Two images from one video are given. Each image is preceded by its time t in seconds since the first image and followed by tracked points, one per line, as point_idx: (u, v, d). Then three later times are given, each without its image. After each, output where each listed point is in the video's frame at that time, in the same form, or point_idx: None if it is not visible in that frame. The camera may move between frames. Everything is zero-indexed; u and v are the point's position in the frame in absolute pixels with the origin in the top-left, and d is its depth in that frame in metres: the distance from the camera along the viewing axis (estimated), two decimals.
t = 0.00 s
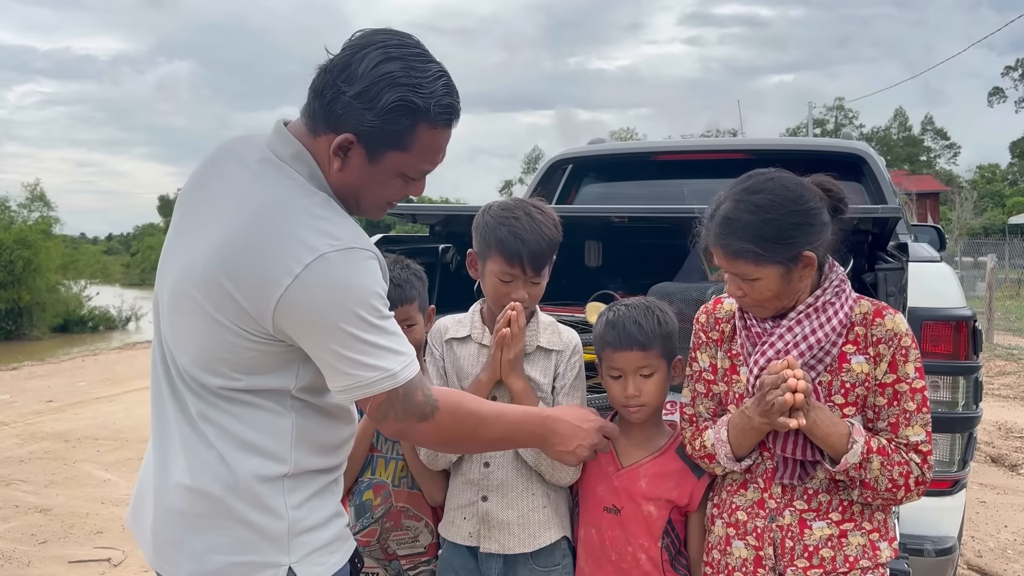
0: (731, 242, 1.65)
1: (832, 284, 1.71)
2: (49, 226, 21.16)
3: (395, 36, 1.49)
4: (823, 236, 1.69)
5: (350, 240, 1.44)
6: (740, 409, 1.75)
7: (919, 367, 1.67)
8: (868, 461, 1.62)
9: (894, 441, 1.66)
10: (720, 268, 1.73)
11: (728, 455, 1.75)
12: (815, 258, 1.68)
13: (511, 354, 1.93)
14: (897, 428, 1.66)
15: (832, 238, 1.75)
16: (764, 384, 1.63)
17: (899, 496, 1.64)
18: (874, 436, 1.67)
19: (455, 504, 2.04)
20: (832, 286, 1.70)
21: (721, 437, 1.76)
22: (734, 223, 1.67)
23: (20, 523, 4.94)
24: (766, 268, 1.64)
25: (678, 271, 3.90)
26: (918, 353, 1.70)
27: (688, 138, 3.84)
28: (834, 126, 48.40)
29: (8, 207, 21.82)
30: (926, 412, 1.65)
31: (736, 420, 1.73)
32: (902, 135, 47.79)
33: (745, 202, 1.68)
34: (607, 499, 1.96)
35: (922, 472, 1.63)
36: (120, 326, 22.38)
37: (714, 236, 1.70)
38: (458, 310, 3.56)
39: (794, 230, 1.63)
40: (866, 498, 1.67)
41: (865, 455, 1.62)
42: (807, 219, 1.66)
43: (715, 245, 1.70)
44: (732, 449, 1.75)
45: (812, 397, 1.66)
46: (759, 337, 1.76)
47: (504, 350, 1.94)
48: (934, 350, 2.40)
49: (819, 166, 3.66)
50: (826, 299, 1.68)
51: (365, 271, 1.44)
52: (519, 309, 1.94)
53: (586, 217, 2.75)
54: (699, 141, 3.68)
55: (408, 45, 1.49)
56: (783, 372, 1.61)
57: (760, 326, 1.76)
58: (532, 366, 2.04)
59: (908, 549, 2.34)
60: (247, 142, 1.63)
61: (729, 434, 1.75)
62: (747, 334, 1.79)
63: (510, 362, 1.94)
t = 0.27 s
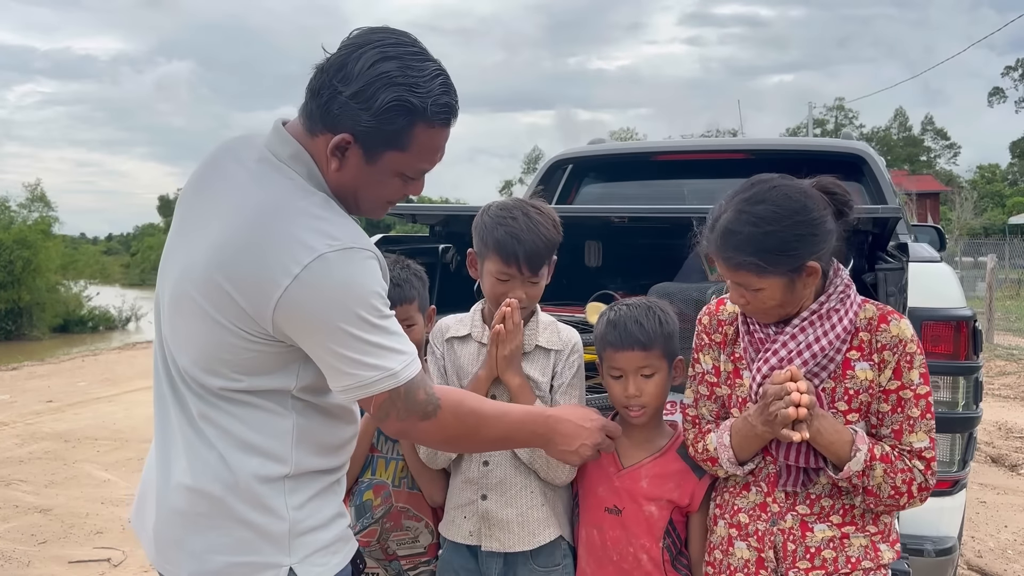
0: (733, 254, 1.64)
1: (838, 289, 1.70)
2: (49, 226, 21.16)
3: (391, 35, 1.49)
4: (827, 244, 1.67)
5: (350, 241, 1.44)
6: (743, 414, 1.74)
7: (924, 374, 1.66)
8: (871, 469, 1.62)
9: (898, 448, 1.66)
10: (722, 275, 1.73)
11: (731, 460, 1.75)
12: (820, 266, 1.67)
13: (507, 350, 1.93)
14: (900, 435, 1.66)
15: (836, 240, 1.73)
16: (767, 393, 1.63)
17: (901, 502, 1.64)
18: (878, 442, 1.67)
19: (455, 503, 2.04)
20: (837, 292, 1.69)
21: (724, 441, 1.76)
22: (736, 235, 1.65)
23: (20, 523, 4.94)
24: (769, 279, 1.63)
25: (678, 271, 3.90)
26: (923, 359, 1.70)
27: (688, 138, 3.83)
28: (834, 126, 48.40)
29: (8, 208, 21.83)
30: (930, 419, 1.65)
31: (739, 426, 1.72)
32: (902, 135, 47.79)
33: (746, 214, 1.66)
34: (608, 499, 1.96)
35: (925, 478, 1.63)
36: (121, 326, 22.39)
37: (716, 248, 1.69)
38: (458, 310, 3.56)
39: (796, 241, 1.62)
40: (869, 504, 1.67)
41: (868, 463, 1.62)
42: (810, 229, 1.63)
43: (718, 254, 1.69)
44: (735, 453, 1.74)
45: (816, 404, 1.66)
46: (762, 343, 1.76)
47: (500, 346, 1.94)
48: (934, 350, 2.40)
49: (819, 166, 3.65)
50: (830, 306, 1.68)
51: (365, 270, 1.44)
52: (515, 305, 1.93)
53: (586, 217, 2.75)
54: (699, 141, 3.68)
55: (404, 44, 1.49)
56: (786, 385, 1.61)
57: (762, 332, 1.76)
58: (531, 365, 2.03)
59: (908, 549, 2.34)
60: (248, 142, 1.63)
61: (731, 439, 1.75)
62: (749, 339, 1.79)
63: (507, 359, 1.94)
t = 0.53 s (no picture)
0: (735, 261, 1.64)
1: (840, 293, 1.69)
2: (49, 225, 21.17)
3: (384, 32, 1.49)
4: (829, 249, 1.67)
5: (347, 238, 1.44)
6: (744, 417, 1.74)
7: (927, 378, 1.67)
8: (872, 473, 1.62)
9: (898, 452, 1.66)
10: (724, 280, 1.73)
11: (731, 462, 1.74)
12: (823, 270, 1.67)
13: (507, 350, 1.93)
14: (902, 439, 1.66)
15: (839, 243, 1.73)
16: (767, 399, 1.63)
17: (902, 507, 1.64)
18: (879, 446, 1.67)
19: (455, 502, 2.04)
20: (840, 297, 1.69)
21: (725, 443, 1.76)
22: (738, 242, 1.65)
23: (20, 523, 4.94)
24: (772, 284, 1.63)
25: (678, 271, 3.90)
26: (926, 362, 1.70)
27: (688, 138, 3.83)
28: (834, 126, 48.40)
29: (8, 208, 21.83)
30: (931, 423, 1.66)
31: (740, 428, 1.72)
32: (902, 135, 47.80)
33: (748, 220, 1.66)
34: (608, 500, 1.96)
35: (926, 482, 1.64)
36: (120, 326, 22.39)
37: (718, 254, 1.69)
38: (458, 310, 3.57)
39: (799, 248, 1.62)
40: (869, 508, 1.68)
41: (868, 467, 1.62)
42: (813, 235, 1.63)
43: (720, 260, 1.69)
44: (736, 456, 1.74)
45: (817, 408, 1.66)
46: (763, 346, 1.76)
47: (500, 346, 1.94)
48: (934, 350, 2.40)
49: (819, 166, 3.65)
50: (833, 310, 1.67)
51: (365, 267, 1.44)
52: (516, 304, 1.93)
53: (586, 217, 2.75)
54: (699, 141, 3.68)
55: (397, 42, 1.49)
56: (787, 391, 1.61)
57: (763, 335, 1.76)
58: (531, 365, 2.04)
59: (908, 549, 2.34)
60: (244, 142, 1.63)
61: (732, 441, 1.74)
62: (751, 342, 1.79)
63: (507, 358, 1.94)
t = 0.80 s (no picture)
0: (733, 264, 1.64)
1: (840, 295, 1.69)
2: (49, 225, 21.16)
3: (380, 32, 1.49)
4: (827, 251, 1.67)
5: (343, 237, 1.44)
6: (743, 418, 1.74)
7: (926, 379, 1.66)
8: (870, 475, 1.62)
9: (897, 453, 1.66)
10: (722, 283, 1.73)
11: (730, 463, 1.74)
12: (821, 272, 1.67)
13: (507, 350, 1.93)
14: (901, 441, 1.66)
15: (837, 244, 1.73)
16: (766, 401, 1.63)
17: (901, 508, 1.64)
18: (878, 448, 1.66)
19: (454, 502, 2.04)
20: (839, 299, 1.68)
21: (724, 445, 1.75)
22: (737, 245, 1.64)
23: (20, 523, 4.94)
24: (770, 287, 1.63)
25: (678, 271, 3.90)
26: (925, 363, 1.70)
27: (688, 138, 3.83)
28: (833, 126, 48.41)
29: (8, 208, 21.83)
30: (930, 424, 1.66)
31: (739, 430, 1.72)
32: (902, 135, 47.79)
33: (746, 223, 1.65)
34: (609, 500, 1.96)
35: (925, 484, 1.63)
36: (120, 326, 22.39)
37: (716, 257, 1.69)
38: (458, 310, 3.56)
39: (797, 250, 1.61)
40: (868, 509, 1.67)
41: (867, 469, 1.62)
42: (811, 237, 1.63)
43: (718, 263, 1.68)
44: (735, 457, 1.74)
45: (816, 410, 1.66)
46: (762, 348, 1.75)
47: (500, 346, 1.94)
48: (934, 350, 2.40)
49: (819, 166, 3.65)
50: (832, 312, 1.67)
51: (362, 265, 1.44)
52: (514, 304, 1.93)
53: (586, 217, 2.74)
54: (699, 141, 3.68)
55: (393, 42, 1.49)
56: (785, 393, 1.61)
57: (762, 336, 1.76)
58: (531, 365, 2.04)
59: (908, 549, 2.33)
60: (239, 142, 1.63)
61: (731, 442, 1.74)
62: (750, 343, 1.79)
63: (507, 358, 1.94)
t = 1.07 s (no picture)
0: (732, 267, 1.64)
1: (837, 295, 1.69)
2: (48, 225, 21.16)
3: (374, 31, 1.50)
4: (824, 253, 1.67)
5: (338, 236, 1.44)
6: (741, 419, 1.75)
7: (924, 379, 1.66)
8: (868, 475, 1.63)
9: (895, 454, 1.66)
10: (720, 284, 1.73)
11: (728, 463, 1.74)
12: (819, 273, 1.67)
13: (506, 350, 1.93)
14: (899, 441, 1.66)
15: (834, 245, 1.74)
16: (764, 402, 1.64)
17: (898, 508, 1.64)
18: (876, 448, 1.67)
19: (454, 502, 2.05)
20: (836, 299, 1.69)
21: (722, 445, 1.76)
22: (735, 248, 1.64)
23: (20, 523, 4.94)
24: (768, 289, 1.63)
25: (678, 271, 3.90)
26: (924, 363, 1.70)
27: (688, 138, 3.83)
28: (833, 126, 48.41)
29: (7, 208, 21.82)
30: (928, 424, 1.65)
31: (737, 430, 1.73)
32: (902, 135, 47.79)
33: (744, 226, 1.66)
34: (611, 501, 1.96)
35: (923, 484, 1.63)
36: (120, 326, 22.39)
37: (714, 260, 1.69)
38: (458, 310, 3.57)
39: (795, 253, 1.62)
40: (866, 509, 1.68)
41: (865, 469, 1.62)
42: (809, 240, 1.64)
43: (716, 265, 1.69)
44: (733, 457, 1.74)
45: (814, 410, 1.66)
46: (760, 349, 1.76)
47: (499, 346, 1.94)
48: (934, 350, 2.40)
49: (819, 166, 3.66)
50: (830, 313, 1.68)
51: (357, 264, 1.44)
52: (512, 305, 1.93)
53: (586, 217, 2.75)
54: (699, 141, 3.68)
55: (388, 41, 1.49)
56: (783, 393, 1.61)
57: (761, 337, 1.76)
58: (530, 366, 2.04)
59: (908, 549, 2.34)
60: (233, 142, 1.63)
61: (729, 442, 1.75)
62: (748, 344, 1.79)
63: (506, 358, 1.94)
